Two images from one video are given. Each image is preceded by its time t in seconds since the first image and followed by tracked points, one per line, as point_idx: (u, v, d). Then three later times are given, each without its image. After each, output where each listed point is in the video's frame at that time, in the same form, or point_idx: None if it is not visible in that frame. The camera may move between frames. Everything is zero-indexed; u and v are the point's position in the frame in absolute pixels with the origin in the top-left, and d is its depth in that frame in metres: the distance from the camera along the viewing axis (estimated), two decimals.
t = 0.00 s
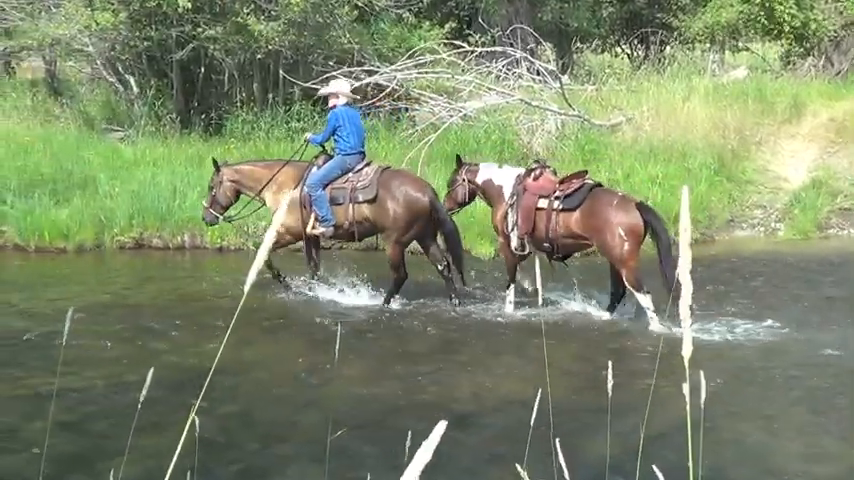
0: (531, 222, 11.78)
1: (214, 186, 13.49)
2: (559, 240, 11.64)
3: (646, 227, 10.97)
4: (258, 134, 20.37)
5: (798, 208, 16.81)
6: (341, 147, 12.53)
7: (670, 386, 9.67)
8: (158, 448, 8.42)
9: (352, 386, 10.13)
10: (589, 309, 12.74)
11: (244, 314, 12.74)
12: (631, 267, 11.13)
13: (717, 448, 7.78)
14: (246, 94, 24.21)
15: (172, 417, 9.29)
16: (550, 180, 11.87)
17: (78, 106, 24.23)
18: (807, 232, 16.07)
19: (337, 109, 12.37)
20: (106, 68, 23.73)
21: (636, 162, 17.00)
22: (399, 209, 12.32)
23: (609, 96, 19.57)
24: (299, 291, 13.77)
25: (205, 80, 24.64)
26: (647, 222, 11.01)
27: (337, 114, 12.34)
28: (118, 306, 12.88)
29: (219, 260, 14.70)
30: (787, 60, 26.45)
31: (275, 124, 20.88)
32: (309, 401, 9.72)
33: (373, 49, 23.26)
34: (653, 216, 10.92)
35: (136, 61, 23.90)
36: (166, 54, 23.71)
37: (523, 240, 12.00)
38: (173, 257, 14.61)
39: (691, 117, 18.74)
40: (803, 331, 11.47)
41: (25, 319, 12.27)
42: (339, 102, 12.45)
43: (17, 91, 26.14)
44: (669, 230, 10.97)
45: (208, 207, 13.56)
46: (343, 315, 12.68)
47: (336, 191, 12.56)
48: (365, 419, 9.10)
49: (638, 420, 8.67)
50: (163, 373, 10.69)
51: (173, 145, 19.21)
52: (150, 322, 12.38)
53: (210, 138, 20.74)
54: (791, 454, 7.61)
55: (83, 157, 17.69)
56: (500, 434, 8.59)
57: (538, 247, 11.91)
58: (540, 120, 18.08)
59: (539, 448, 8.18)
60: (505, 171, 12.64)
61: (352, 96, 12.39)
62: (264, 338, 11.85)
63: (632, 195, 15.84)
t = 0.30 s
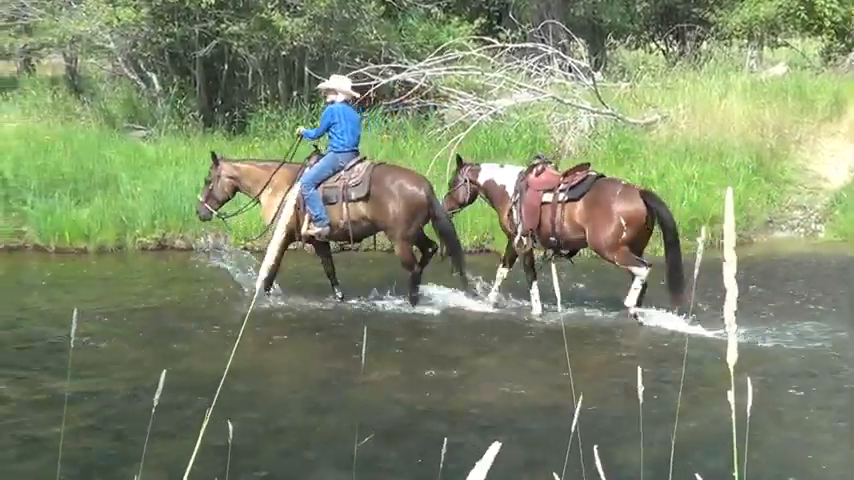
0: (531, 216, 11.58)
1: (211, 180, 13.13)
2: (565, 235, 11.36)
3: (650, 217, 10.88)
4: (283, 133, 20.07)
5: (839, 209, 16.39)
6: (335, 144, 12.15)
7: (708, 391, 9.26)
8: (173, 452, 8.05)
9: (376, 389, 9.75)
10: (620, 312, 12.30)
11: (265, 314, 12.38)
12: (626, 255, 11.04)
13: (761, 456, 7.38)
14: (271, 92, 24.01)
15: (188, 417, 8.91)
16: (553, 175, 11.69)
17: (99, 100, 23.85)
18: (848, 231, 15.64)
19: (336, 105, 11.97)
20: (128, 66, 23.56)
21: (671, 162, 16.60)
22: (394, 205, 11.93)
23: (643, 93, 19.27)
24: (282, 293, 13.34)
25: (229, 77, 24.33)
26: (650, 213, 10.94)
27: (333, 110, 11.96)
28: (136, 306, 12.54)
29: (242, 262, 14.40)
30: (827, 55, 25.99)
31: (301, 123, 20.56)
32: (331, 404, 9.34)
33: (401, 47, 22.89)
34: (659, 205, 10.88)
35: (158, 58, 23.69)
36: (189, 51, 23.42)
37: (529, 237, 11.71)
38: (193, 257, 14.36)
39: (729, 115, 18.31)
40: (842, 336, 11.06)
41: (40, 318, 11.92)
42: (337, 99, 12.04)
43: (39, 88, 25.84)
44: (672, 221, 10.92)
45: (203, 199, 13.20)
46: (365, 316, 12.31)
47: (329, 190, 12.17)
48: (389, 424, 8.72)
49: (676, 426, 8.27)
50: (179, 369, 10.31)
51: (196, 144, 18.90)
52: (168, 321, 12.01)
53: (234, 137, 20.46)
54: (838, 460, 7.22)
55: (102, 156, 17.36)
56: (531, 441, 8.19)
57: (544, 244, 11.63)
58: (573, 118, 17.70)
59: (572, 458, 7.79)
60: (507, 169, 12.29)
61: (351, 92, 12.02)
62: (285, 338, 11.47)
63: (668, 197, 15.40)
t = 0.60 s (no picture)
0: (533, 212, 11.22)
1: (208, 186, 12.90)
2: (567, 232, 11.00)
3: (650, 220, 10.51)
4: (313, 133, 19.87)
5: None
6: (332, 150, 11.89)
7: (756, 395, 8.91)
8: (200, 459, 7.73)
9: (410, 395, 9.41)
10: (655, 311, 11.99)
11: (293, 317, 12.05)
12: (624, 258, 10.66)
13: (816, 464, 7.02)
14: (300, 92, 23.92)
15: (217, 424, 8.59)
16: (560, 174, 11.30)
17: (126, 99, 23.57)
18: None
19: (336, 108, 11.71)
20: (155, 66, 23.60)
21: (710, 165, 16.33)
22: (392, 213, 11.68)
23: (682, 93, 18.99)
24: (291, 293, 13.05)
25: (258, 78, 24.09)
26: (650, 215, 10.56)
27: (332, 112, 11.66)
28: (162, 309, 12.23)
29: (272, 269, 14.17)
30: None
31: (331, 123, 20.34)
32: (364, 409, 9.01)
33: (434, 47, 22.66)
34: (659, 207, 10.51)
35: (187, 58, 23.61)
36: (218, 50, 23.23)
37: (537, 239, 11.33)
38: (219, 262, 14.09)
39: (770, 116, 18.00)
40: None
41: (65, 322, 11.65)
42: (336, 102, 11.76)
43: (66, 87, 25.66)
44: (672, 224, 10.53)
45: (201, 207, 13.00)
46: (396, 318, 11.97)
47: (322, 196, 11.90)
48: (425, 431, 8.38)
49: (725, 431, 7.89)
50: (207, 374, 9.99)
51: (225, 145, 18.70)
52: (195, 324, 11.70)
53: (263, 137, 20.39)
54: None
55: (128, 158, 17.10)
56: (574, 449, 7.85)
57: (549, 244, 11.27)
58: (610, 119, 17.42)
59: (616, 462, 7.43)
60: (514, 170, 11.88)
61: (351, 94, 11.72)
62: (316, 338, 11.13)
63: (708, 202, 15.26)
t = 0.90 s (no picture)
0: (534, 216, 11.37)
1: (209, 190, 12.94)
2: (569, 234, 11.13)
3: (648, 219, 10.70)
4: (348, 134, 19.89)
5: None
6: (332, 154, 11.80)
7: (795, 396, 8.86)
8: (235, 459, 7.73)
9: (445, 396, 9.39)
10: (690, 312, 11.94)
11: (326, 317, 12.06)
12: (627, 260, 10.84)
13: None
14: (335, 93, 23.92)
15: (252, 424, 8.59)
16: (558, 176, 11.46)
17: (162, 99, 23.63)
18: None
19: (332, 112, 11.66)
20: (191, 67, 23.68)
21: (746, 167, 16.28)
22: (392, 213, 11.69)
23: (717, 95, 18.94)
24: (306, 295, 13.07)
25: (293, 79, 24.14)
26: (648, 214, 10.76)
27: (328, 117, 11.60)
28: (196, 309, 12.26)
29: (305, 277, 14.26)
30: None
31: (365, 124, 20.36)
32: (399, 410, 8.99)
33: (470, 47, 22.68)
34: (656, 207, 10.72)
35: (222, 59, 23.68)
36: (253, 51, 23.28)
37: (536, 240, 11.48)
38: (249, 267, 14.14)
39: (806, 120, 17.95)
40: None
41: (99, 322, 11.67)
42: (334, 106, 11.70)
43: (102, 87, 25.75)
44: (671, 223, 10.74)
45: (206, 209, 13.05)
46: (430, 318, 11.96)
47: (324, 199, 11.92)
48: (461, 432, 8.36)
49: (766, 433, 7.85)
50: (241, 374, 10.00)
51: (260, 146, 18.74)
52: (230, 324, 11.70)
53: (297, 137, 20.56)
54: None
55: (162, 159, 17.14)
56: (609, 452, 7.82)
57: (550, 246, 11.39)
58: (646, 121, 17.35)
59: (653, 465, 7.39)
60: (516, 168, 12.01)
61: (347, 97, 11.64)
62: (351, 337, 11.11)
63: (743, 203, 15.22)
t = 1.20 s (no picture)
0: (539, 217, 11.51)
1: (220, 185, 13.32)
2: (573, 235, 11.26)
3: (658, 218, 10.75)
4: (384, 136, 19.95)
5: None
6: (330, 155, 12.14)
7: (838, 399, 8.82)
8: (272, 460, 7.75)
9: (482, 398, 9.38)
10: (728, 313, 11.91)
11: (361, 317, 12.07)
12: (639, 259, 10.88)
13: None
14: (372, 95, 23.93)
15: (289, 425, 8.61)
16: (559, 176, 11.59)
17: (199, 101, 23.74)
18: None
19: (329, 117, 11.93)
20: (228, 69, 23.77)
21: (784, 169, 16.25)
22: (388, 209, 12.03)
23: (754, 96, 18.90)
24: (321, 293, 13.14)
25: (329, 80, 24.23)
26: (656, 214, 10.81)
27: (327, 120, 11.90)
28: (232, 310, 12.30)
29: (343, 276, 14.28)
30: None
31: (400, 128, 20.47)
32: (437, 412, 8.98)
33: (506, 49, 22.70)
34: (663, 205, 10.74)
35: (258, 61, 23.77)
36: (291, 54, 23.34)
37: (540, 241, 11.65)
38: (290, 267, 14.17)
39: (844, 121, 17.90)
40: None
41: (136, 323, 11.73)
42: (334, 107, 12.01)
43: (138, 89, 25.86)
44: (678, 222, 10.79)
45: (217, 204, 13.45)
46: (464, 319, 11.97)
47: (325, 199, 12.27)
48: (498, 435, 8.35)
49: (812, 435, 7.82)
50: (277, 375, 10.03)
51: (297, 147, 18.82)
52: (266, 325, 11.74)
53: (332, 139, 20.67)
54: None
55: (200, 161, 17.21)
56: (648, 455, 7.80)
57: (553, 244, 11.57)
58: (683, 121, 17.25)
59: (692, 469, 7.36)
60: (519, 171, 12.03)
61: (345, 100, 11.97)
62: (387, 338, 11.11)
63: (781, 205, 15.19)
